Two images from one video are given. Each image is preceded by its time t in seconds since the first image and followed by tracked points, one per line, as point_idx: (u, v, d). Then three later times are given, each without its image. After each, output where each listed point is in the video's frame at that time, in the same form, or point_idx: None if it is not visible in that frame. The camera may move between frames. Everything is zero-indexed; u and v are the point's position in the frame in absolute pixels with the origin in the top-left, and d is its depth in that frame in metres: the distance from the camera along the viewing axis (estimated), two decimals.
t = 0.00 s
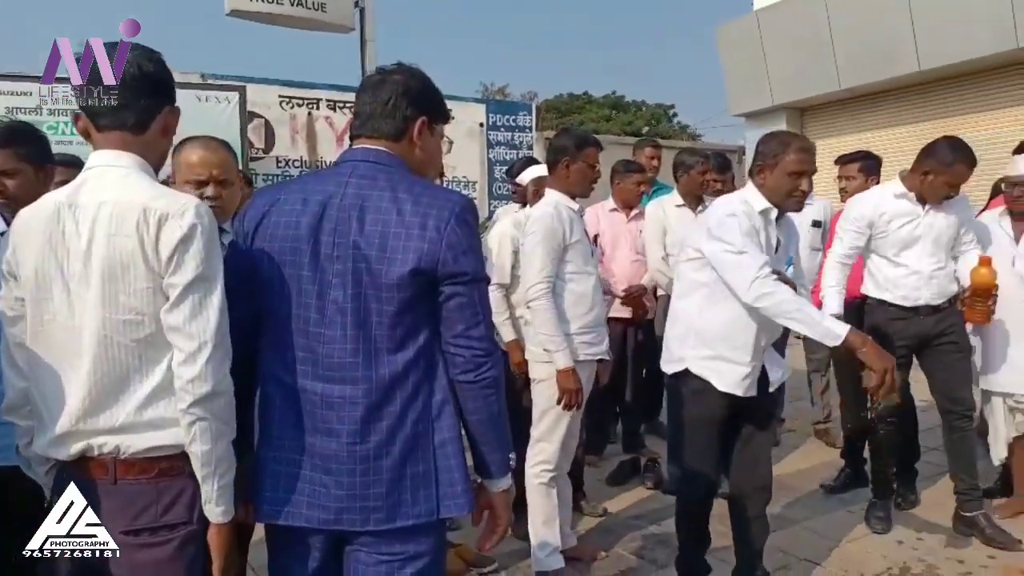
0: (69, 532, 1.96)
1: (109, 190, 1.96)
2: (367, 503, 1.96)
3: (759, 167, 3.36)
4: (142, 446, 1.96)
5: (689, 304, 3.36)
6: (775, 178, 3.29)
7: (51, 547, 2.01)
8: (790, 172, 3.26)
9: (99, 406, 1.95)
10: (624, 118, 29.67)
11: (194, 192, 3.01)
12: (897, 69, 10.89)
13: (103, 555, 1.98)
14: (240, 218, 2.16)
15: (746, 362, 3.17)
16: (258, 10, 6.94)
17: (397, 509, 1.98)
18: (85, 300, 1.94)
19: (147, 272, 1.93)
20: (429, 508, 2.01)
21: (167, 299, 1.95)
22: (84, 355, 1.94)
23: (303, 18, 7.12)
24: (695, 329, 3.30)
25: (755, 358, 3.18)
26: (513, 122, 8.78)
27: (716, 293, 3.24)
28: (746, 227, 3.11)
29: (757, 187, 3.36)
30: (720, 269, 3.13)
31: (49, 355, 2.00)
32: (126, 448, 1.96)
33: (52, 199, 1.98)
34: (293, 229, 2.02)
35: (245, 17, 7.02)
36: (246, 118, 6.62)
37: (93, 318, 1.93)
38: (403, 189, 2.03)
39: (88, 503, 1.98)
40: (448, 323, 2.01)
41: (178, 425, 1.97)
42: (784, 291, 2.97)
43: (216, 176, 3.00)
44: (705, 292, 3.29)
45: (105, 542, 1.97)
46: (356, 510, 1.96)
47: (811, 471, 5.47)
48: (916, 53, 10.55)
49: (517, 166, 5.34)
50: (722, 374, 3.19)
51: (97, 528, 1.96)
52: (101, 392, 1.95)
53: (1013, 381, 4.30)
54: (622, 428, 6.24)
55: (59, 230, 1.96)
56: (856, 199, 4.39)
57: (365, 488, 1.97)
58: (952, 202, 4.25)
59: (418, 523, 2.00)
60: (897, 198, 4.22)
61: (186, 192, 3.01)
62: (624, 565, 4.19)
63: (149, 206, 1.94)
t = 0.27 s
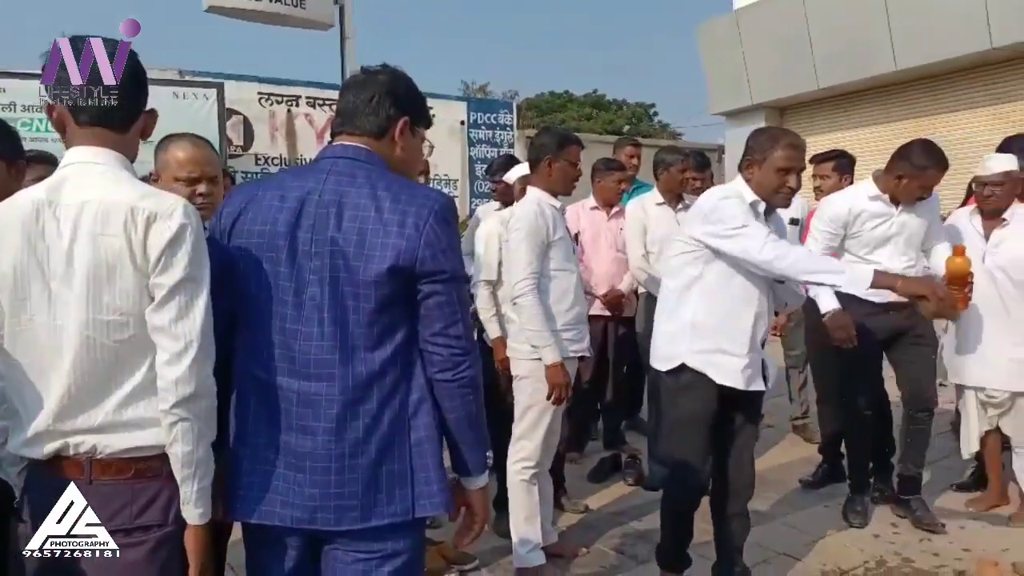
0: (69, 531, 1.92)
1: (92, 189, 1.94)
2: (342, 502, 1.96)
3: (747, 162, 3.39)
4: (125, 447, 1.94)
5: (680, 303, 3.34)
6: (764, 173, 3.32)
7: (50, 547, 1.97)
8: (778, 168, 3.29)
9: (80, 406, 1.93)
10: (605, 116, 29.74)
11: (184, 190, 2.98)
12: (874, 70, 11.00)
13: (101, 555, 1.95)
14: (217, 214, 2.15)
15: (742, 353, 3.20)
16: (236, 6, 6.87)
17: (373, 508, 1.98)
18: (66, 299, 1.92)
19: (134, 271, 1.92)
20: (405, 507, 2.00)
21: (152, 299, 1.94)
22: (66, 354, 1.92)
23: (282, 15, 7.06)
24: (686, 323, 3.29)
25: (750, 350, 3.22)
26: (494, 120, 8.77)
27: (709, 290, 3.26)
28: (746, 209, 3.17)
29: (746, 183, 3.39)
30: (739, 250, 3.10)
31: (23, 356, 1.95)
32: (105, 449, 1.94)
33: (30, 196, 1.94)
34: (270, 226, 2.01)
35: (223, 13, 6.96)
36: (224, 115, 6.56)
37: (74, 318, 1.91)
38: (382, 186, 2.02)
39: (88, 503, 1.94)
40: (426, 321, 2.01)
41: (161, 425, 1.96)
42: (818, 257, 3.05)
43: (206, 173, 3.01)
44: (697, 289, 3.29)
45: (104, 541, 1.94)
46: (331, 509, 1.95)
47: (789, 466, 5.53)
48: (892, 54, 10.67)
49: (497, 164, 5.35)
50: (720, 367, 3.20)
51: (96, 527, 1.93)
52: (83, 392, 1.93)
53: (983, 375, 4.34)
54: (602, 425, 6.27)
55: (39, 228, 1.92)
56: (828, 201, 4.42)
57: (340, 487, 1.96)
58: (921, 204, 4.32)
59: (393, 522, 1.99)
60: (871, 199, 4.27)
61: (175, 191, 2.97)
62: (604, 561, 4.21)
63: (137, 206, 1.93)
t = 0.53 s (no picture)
0: (70, 531, 1.89)
1: (67, 183, 1.91)
2: (311, 498, 1.95)
3: (728, 154, 3.41)
4: (100, 443, 1.92)
5: (661, 293, 3.33)
6: (744, 167, 3.34)
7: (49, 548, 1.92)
8: (758, 163, 3.31)
9: (54, 401, 1.90)
10: (583, 113, 29.80)
11: (168, 184, 2.94)
12: (848, 69, 11.12)
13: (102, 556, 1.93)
14: (190, 207, 2.13)
15: (725, 340, 3.23)
16: None
17: (342, 505, 1.97)
18: (40, 293, 1.89)
19: (113, 264, 1.90)
20: (375, 504, 2.00)
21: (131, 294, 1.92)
22: (40, 349, 1.88)
23: (258, 8, 6.99)
24: (669, 313, 3.28)
25: (734, 337, 3.25)
26: (472, 117, 8.76)
27: (691, 280, 3.25)
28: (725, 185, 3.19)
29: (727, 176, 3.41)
30: (722, 218, 3.10)
31: None
32: (78, 444, 1.91)
33: None
34: (243, 219, 2.00)
35: (197, 5, 6.87)
36: (198, 109, 6.48)
37: (49, 313, 1.87)
38: (358, 180, 2.01)
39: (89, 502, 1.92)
40: (400, 317, 2.00)
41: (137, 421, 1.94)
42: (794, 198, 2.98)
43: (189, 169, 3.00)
44: (680, 279, 3.28)
45: (104, 542, 1.93)
46: (300, 505, 1.94)
47: (763, 461, 5.60)
48: (865, 54, 10.79)
49: (474, 161, 5.35)
50: (705, 355, 3.21)
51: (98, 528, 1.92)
52: (57, 387, 1.90)
53: (947, 370, 4.42)
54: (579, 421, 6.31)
55: (11, 220, 1.88)
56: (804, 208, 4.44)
57: (310, 484, 1.95)
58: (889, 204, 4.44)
59: (362, 520, 1.98)
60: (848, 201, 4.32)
61: (159, 185, 2.93)
62: (580, 556, 4.24)
63: (117, 199, 1.90)
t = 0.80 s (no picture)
0: (69, 532, 1.87)
1: (32, 180, 1.87)
2: (278, 498, 1.93)
3: (705, 150, 3.45)
4: (70, 444, 1.88)
5: (637, 287, 3.35)
6: (719, 164, 3.38)
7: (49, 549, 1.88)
8: (734, 161, 3.34)
9: (19, 403, 1.84)
10: (557, 112, 29.86)
11: (144, 182, 2.90)
12: (818, 70, 11.27)
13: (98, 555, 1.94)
14: (156, 204, 2.10)
15: (700, 334, 3.24)
16: None
17: (310, 505, 1.95)
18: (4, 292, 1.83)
19: (85, 261, 1.87)
20: (343, 504, 1.98)
21: (102, 293, 1.90)
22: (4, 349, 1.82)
23: (228, 4, 6.91)
24: (644, 308, 3.29)
25: (708, 331, 3.27)
26: (446, 115, 8.74)
27: (665, 275, 3.27)
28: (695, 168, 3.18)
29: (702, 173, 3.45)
30: (685, 197, 3.10)
31: None
32: (45, 446, 1.87)
33: None
34: (209, 216, 1.98)
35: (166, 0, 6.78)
36: (167, 106, 6.40)
37: (17, 312, 1.82)
38: (329, 177, 2.00)
39: (89, 503, 1.91)
40: (371, 316, 1.99)
41: (108, 422, 1.91)
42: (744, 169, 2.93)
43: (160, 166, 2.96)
44: (655, 273, 3.29)
45: (104, 541, 1.94)
46: (267, 506, 1.93)
47: (735, 456, 5.66)
48: (834, 55, 10.94)
49: (448, 159, 5.33)
50: (679, 349, 3.23)
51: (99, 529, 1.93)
52: (23, 388, 1.84)
53: (911, 366, 4.51)
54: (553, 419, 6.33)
55: None
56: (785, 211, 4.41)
57: (278, 484, 1.93)
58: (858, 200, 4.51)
59: (330, 520, 1.97)
60: (826, 202, 4.32)
61: (132, 183, 2.88)
62: (554, 553, 4.26)
63: (88, 196, 1.88)
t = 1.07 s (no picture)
0: (69, 532, 1.88)
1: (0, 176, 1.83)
2: (252, 500, 1.92)
3: (685, 152, 3.46)
4: (40, 445, 1.86)
5: (609, 287, 3.36)
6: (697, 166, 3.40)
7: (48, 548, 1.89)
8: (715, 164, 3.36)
9: None
10: (535, 113, 29.88)
11: (117, 180, 2.87)
12: (792, 71, 11.40)
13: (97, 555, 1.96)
14: (127, 202, 2.08)
15: (671, 334, 3.28)
16: None
17: (284, 506, 1.94)
18: None
19: (57, 260, 1.84)
20: (317, 506, 1.97)
21: (74, 293, 1.87)
22: None
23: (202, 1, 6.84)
24: (618, 307, 3.31)
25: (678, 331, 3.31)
26: (422, 114, 8.72)
27: (637, 273, 3.29)
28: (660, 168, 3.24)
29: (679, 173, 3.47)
30: (647, 193, 3.16)
31: None
32: (15, 448, 1.83)
33: None
34: (182, 214, 1.96)
35: None
36: (140, 104, 6.32)
37: None
38: (306, 176, 1.99)
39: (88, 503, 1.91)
40: (348, 315, 1.98)
41: (80, 423, 1.90)
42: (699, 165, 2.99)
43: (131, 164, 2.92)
44: (628, 273, 3.31)
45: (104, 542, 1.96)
46: (240, 508, 1.91)
47: (710, 454, 5.71)
48: (808, 57, 11.08)
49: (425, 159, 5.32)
50: (651, 349, 3.25)
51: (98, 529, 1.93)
52: None
53: (883, 364, 4.58)
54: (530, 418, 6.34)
55: None
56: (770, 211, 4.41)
57: (252, 485, 1.92)
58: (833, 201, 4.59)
59: (305, 522, 1.96)
60: (809, 203, 4.36)
61: (106, 181, 2.85)
62: (530, 552, 4.27)
63: (60, 195, 1.86)
